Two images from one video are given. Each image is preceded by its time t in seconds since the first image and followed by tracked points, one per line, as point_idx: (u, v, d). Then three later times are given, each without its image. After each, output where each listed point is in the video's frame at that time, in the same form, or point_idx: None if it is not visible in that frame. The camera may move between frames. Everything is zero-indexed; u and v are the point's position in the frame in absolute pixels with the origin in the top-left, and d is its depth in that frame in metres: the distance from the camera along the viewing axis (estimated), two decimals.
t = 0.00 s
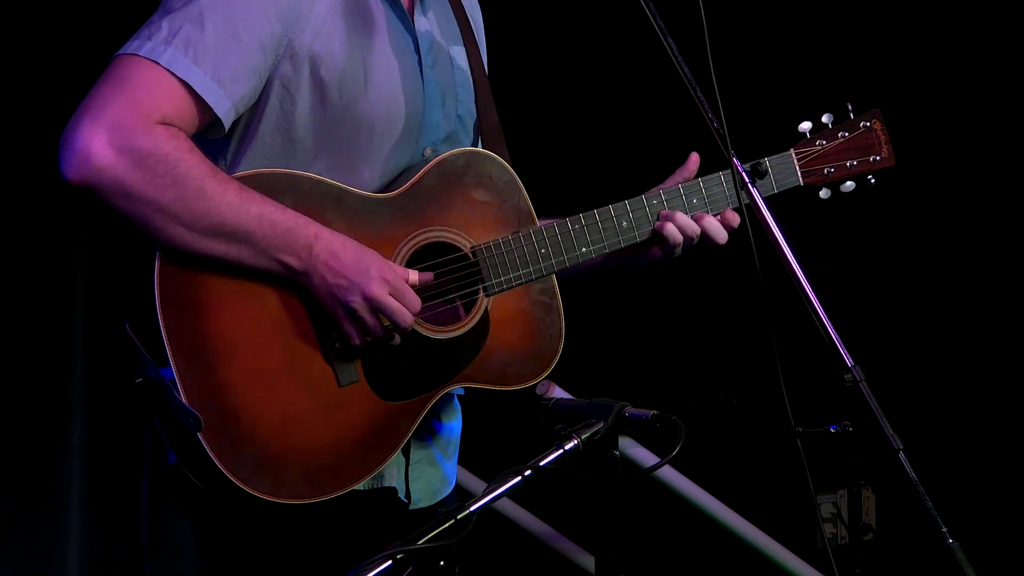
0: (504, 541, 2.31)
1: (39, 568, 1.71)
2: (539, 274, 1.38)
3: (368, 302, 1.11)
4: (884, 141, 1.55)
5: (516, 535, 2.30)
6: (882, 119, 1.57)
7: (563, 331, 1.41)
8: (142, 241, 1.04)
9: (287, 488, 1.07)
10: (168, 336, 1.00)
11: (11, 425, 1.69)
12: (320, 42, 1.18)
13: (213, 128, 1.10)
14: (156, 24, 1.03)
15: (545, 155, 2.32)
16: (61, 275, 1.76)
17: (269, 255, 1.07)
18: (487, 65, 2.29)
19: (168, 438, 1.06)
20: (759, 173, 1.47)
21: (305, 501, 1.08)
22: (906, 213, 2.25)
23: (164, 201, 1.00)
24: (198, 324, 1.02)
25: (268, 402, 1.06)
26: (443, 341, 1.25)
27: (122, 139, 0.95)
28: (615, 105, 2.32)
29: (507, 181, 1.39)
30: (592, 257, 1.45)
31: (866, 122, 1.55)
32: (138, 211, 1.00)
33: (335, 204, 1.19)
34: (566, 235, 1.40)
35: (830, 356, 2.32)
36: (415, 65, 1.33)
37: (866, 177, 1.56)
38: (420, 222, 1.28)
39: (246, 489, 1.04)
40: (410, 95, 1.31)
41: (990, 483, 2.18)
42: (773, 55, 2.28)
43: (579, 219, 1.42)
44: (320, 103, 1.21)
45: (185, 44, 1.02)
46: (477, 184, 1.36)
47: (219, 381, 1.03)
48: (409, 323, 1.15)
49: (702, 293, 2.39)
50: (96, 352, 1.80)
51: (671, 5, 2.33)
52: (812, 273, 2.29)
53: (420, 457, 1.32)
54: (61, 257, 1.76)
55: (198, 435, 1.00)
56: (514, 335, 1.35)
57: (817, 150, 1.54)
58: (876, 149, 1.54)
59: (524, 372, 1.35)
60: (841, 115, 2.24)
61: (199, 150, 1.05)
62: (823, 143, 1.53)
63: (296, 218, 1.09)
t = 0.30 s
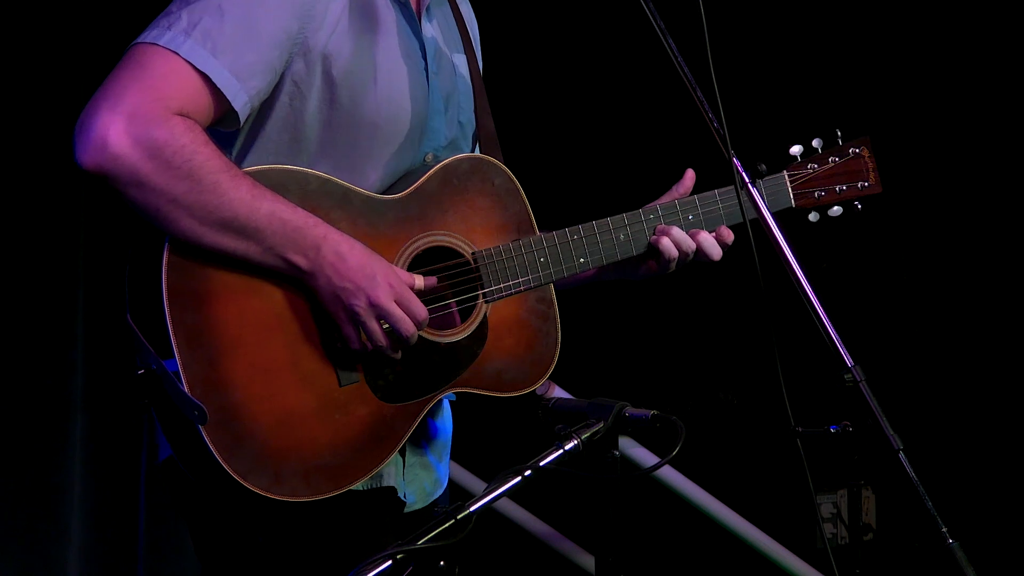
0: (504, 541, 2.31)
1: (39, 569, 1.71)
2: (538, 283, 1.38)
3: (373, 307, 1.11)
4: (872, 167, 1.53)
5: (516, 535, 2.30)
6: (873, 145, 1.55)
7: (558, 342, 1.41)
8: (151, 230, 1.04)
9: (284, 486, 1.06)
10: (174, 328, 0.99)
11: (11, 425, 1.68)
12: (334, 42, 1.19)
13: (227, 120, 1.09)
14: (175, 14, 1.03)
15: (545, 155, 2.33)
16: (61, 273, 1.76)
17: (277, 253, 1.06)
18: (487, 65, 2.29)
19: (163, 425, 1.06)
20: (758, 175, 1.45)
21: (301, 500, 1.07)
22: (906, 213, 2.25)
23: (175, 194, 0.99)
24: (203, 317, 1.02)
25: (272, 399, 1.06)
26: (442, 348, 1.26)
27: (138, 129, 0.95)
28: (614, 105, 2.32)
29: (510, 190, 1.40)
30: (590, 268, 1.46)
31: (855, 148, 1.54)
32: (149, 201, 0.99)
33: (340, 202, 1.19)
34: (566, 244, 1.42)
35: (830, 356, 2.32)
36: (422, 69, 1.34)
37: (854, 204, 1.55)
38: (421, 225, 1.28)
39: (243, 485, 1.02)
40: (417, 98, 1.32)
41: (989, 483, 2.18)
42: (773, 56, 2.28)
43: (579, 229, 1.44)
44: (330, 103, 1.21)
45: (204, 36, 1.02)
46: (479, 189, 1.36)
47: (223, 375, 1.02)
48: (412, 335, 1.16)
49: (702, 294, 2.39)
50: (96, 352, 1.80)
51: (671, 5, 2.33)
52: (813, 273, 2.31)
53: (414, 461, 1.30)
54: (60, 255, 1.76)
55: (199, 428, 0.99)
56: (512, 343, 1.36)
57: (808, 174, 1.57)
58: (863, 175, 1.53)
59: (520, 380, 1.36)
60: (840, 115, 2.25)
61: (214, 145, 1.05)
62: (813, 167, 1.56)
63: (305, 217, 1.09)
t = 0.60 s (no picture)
0: (504, 541, 2.31)
1: (38, 570, 1.70)
2: (555, 285, 1.38)
3: (380, 311, 1.11)
4: (913, 160, 1.52)
5: (516, 535, 2.30)
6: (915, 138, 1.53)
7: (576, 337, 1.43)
8: (160, 232, 1.04)
9: (290, 490, 1.05)
10: (180, 335, 0.99)
11: (11, 426, 1.68)
12: (339, 38, 1.19)
13: (239, 119, 1.09)
14: (186, 16, 1.02)
15: (545, 155, 2.32)
16: (59, 273, 1.75)
17: (288, 256, 1.06)
18: (487, 65, 2.28)
19: (170, 426, 1.06)
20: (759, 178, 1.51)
21: (307, 504, 1.07)
22: (905, 214, 2.25)
23: (191, 197, 0.99)
24: (210, 323, 1.02)
25: (277, 404, 1.06)
26: (458, 349, 1.26)
27: (155, 131, 0.94)
28: (615, 105, 2.32)
29: (524, 185, 1.40)
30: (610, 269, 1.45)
31: (896, 141, 1.52)
32: (163, 205, 0.98)
33: (351, 206, 1.19)
34: (586, 246, 1.41)
35: (830, 356, 2.32)
36: (423, 69, 1.34)
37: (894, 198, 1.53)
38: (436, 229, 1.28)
39: (246, 491, 1.02)
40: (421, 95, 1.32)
41: (988, 483, 2.19)
42: (773, 56, 2.28)
43: (599, 231, 1.43)
44: (337, 100, 1.21)
45: (216, 37, 1.01)
46: (495, 192, 1.37)
47: (228, 381, 1.02)
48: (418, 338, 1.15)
49: (702, 294, 2.40)
50: (96, 352, 1.80)
51: (671, 5, 2.33)
52: (813, 273, 2.29)
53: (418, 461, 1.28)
54: (59, 256, 1.75)
55: (202, 436, 0.99)
56: (530, 344, 1.36)
57: (844, 170, 1.55)
58: (904, 169, 1.52)
59: (537, 382, 1.36)
60: (840, 115, 2.25)
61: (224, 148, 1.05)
62: (850, 163, 1.54)
63: (316, 221, 1.09)
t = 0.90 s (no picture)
0: (505, 541, 2.30)
1: (38, 571, 1.70)
2: (557, 267, 1.35)
3: (381, 304, 1.11)
4: (922, 115, 1.54)
5: (517, 536, 2.30)
6: (919, 93, 1.56)
7: (584, 324, 1.40)
8: (155, 241, 1.04)
9: (301, 493, 1.06)
10: (179, 343, 0.99)
11: (11, 427, 1.68)
12: (325, 34, 1.20)
13: (224, 123, 1.09)
14: (166, 22, 1.03)
15: (544, 155, 2.32)
16: (59, 274, 1.75)
17: (284, 256, 1.06)
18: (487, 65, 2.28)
19: (180, 439, 1.03)
20: (758, 174, 1.37)
21: (317, 506, 1.07)
22: (905, 214, 2.25)
23: (179, 204, 0.99)
24: (209, 329, 1.02)
25: (280, 406, 1.06)
26: (465, 338, 1.26)
27: (138, 141, 0.95)
28: (614, 104, 2.32)
29: (524, 174, 1.38)
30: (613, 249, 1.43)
31: (903, 96, 1.54)
32: (155, 214, 0.99)
33: (349, 204, 1.19)
34: (587, 226, 1.38)
35: (830, 357, 2.32)
36: (416, 58, 1.34)
37: (905, 154, 1.54)
38: (434, 220, 1.27)
39: (257, 495, 1.03)
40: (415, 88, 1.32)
41: (988, 483, 2.19)
42: (773, 56, 2.28)
43: (600, 210, 1.40)
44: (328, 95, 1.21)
45: (196, 40, 1.02)
46: (495, 180, 1.35)
47: (230, 386, 1.02)
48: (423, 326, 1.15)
49: (702, 294, 2.40)
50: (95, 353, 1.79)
51: (671, 5, 2.33)
52: (812, 273, 2.31)
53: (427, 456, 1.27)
54: (59, 256, 1.75)
55: (209, 445, 0.99)
56: (534, 331, 1.35)
57: (850, 129, 1.53)
58: (914, 124, 1.53)
59: (543, 368, 1.34)
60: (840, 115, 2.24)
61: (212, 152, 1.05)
62: (856, 121, 1.53)
63: (309, 220, 1.09)
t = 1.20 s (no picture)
0: (505, 541, 2.31)
1: (38, 571, 1.70)
2: (559, 267, 1.36)
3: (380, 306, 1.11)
4: (919, 106, 1.54)
5: (517, 536, 2.30)
6: (916, 85, 1.55)
7: (587, 323, 1.39)
8: (153, 248, 1.03)
9: (304, 495, 1.06)
10: (180, 348, 0.99)
11: (11, 427, 1.68)
12: (321, 37, 1.20)
13: (221, 129, 1.10)
14: (160, 30, 1.03)
15: (544, 155, 2.32)
16: (59, 275, 1.75)
17: (283, 261, 1.06)
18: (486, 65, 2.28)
19: (185, 445, 1.04)
20: (759, 175, 1.38)
21: (320, 509, 1.07)
22: (905, 214, 2.25)
23: (175, 210, 0.99)
24: (209, 333, 1.02)
25: (281, 410, 1.06)
26: (465, 339, 1.25)
27: (131, 146, 0.94)
28: (614, 104, 2.32)
29: (523, 173, 1.38)
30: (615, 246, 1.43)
31: (900, 88, 1.53)
32: (151, 220, 0.98)
33: (347, 208, 1.19)
34: (587, 225, 1.39)
35: (830, 356, 2.32)
36: (415, 57, 1.34)
37: (902, 145, 1.55)
38: (434, 221, 1.27)
39: (260, 499, 1.03)
40: (412, 89, 1.31)
41: (988, 482, 2.19)
42: (772, 56, 2.28)
43: (600, 208, 1.41)
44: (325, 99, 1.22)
45: (190, 47, 1.02)
46: (494, 179, 1.35)
47: (231, 390, 1.02)
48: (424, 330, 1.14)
49: (701, 294, 2.40)
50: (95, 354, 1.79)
51: (671, 5, 2.33)
52: (813, 273, 2.30)
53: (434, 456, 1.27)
54: (59, 257, 1.75)
55: (212, 450, 0.99)
56: (537, 330, 1.35)
57: (847, 122, 1.54)
58: (911, 116, 1.53)
59: (548, 366, 1.34)
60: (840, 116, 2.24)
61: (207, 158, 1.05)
62: (853, 114, 1.53)
63: (307, 223, 1.09)
